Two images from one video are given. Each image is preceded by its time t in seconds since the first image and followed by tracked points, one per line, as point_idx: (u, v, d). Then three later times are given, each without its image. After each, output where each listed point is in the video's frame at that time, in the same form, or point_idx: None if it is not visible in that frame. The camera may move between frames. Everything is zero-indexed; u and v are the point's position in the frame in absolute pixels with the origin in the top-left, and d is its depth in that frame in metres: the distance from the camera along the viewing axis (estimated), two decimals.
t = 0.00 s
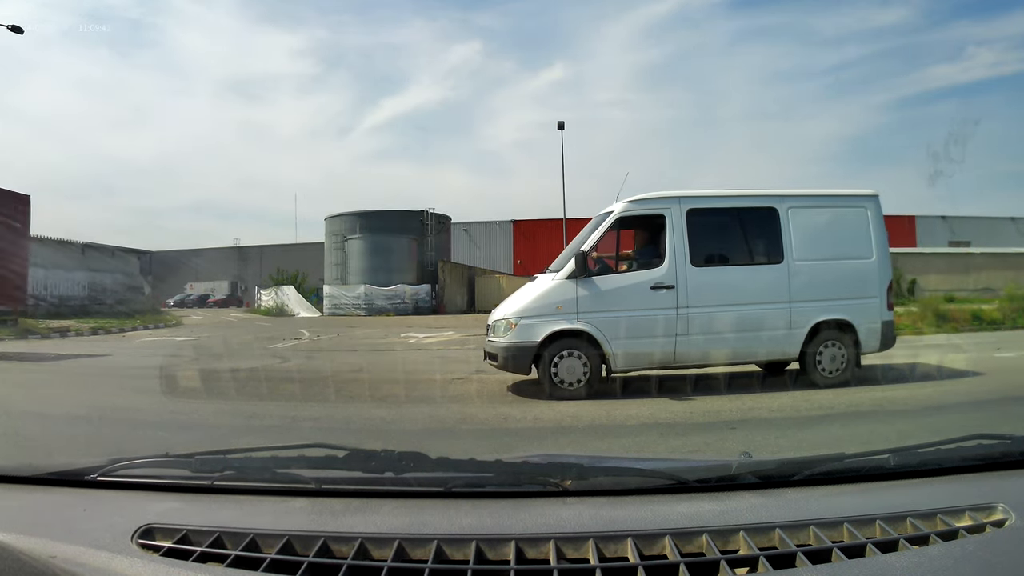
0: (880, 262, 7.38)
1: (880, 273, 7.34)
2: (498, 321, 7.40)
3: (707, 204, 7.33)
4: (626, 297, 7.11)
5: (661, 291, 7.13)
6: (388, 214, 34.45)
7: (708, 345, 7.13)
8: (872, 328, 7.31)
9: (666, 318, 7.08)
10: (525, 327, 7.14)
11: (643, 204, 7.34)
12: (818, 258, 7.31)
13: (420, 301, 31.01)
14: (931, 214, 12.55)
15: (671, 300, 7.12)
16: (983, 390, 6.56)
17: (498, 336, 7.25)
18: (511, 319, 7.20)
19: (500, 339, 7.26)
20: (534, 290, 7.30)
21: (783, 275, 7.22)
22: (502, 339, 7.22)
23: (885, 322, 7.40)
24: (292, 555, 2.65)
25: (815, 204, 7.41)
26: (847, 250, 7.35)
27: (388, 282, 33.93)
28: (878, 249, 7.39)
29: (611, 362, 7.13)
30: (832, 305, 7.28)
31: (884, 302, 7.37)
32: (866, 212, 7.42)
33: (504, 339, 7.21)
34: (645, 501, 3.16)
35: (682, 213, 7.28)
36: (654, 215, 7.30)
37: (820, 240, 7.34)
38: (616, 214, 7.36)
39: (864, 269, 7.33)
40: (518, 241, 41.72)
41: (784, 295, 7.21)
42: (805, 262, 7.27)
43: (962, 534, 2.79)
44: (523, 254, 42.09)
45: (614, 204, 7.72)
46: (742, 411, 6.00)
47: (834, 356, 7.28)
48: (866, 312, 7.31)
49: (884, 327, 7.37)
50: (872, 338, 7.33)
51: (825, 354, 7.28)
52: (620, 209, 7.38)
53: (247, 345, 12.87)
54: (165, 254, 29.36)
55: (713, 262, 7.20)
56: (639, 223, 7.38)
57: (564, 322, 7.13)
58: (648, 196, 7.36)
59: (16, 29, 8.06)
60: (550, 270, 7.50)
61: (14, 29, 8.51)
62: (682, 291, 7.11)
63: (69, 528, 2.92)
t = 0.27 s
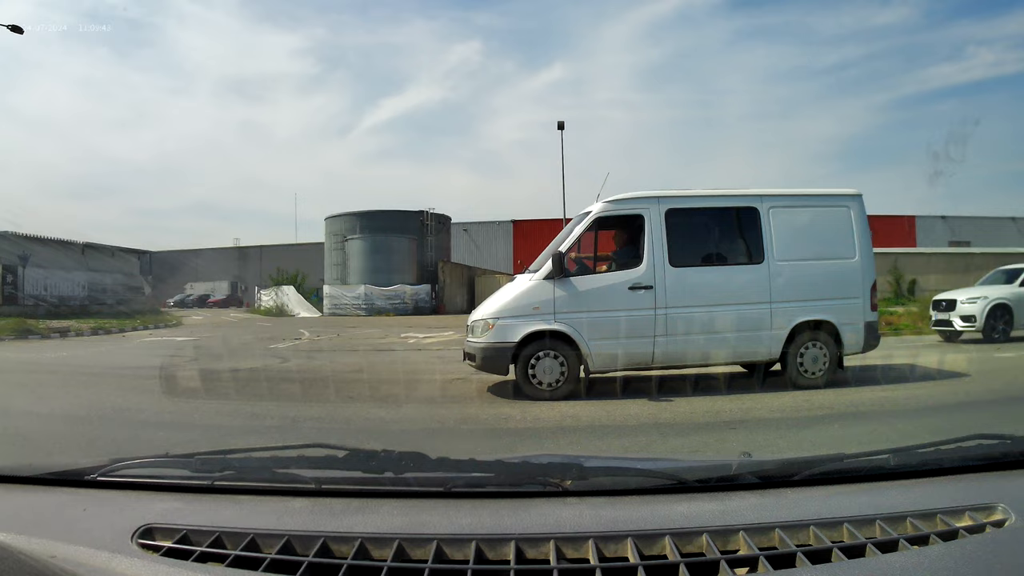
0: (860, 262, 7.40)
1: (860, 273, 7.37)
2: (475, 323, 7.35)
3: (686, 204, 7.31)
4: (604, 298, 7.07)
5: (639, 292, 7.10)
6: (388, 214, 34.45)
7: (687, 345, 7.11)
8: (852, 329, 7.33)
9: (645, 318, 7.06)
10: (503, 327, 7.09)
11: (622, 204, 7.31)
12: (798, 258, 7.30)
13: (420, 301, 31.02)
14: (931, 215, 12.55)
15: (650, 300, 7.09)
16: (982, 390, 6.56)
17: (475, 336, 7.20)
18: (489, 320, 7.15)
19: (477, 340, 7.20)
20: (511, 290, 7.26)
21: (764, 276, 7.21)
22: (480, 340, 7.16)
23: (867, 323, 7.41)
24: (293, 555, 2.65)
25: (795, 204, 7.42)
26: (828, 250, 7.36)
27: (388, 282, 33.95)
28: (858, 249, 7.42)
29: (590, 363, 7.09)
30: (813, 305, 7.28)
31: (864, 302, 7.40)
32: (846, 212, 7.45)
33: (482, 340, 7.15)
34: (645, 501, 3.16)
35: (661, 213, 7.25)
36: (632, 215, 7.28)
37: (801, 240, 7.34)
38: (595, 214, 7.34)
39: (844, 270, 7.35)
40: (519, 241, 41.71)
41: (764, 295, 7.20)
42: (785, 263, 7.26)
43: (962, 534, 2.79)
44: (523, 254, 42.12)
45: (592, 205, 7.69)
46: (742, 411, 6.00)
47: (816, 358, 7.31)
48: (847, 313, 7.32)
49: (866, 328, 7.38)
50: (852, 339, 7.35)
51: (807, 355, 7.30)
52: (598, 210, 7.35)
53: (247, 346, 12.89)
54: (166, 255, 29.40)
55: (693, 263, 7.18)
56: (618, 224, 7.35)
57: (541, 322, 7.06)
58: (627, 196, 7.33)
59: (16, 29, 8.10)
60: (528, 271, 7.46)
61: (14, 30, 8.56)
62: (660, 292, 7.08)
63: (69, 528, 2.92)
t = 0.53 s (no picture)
0: (842, 262, 7.36)
1: (842, 274, 7.32)
2: (453, 322, 7.38)
3: (664, 204, 7.30)
4: (580, 298, 7.08)
5: (616, 292, 7.10)
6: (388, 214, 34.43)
7: (665, 346, 7.09)
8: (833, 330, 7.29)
9: (621, 318, 7.06)
10: (480, 327, 7.12)
11: (599, 204, 7.32)
12: (778, 258, 7.27)
13: (420, 301, 31.01)
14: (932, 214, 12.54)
15: (626, 300, 7.09)
16: (982, 390, 6.56)
17: (453, 336, 7.24)
18: (466, 320, 7.18)
19: (455, 339, 7.24)
20: (489, 290, 7.28)
21: (742, 276, 7.18)
22: (457, 340, 7.20)
23: (850, 324, 7.35)
24: (293, 555, 2.65)
25: (775, 204, 7.40)
26: (808, 250, 7.32)
27: (388, 282, 33.95)
28: (840, 249, 7.37)
29: (566, 363, 7.12)
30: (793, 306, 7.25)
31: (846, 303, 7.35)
32: (827, 212, 7.41)
33: (459, 340, 7.18)
34: (645, 501, 3.16)
35: (638, 213, 7.25)
36: (610, 215, 7.28)
37: (780, 240, 7.31)
38: (571, 214, 7.35)
39: (826, 270, 7.31)
40: (519, 241, 41.68)
41: (744, 296, 7.17)
42: (765, 262, 7.23)
43: (962, 534, 2.79)
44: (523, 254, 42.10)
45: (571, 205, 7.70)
46: (743, 411, 6.00)
47: (797, 359, 7.29)
48: (827, 313, 7.28)
49: (848, 329, 7.32)
50: (833, 340, 7.32)
51: (786, 355, 7.29)
52: (575, 210, 7.36)
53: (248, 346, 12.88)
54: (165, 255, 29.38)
55: (670, 263, 7.17)
56: (595, 224, 7.35)
57: (518, 322, 7.10)
58: (604, 196, 7.34)
59: (16, 29, 8.13)
60: (505, 271, 7.48)
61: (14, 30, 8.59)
62: (637, 292, 7.08)
63: (69, 528, 2.92)
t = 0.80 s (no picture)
0: (825, 262, 7.31)
1: (825, 273, 7.29)
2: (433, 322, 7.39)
3: (643, 204, 7.29)
4: (559, 298, 7.05)
5: (595, 292, 7.07)
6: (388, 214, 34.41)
7: (645, 346, 7.07)
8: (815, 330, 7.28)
9: (600, 318, 7.03)
10: (457, 328, 7.11)
11: (578, 204, 7.30)
12: (759, 258, 7.24)
13: (420, 301, 31.01)
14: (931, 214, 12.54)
15: (605, 300, 7.06)
16: (982, 390, 6.57)
17: (431, 336, 7.25)
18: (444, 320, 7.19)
19: (433, 340, 7.25)
20: (468, 290, 7.29)
21: (723, 276, 7.15)
22: (435, 340, 7.21)
23: (832, 324, 7.33)
24: (293, 555, 2.65)
25: (756, 203, 7.37)
26: (790, 250, 7.29)
27: (388, 282, 33.96)
28: (822, 248, 7.34)
29: (544, 364, 7.09)
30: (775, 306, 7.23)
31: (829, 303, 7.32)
32: (809, 211, 7.38)
33: (437, 340, 7.20)
34: (645, 501, 3.16)
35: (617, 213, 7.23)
36: (590, 215, 7.26)
37: (762, 240, 7.28)
38: (550, 214, 7.33)
39: (808, 270, 7.28)
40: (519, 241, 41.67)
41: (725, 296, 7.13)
42: (745, 262, 7.20)
43: (962, 534, 2.79)
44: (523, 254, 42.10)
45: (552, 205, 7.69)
46: (743, 411, 6.01)
47: (777, 359, 7.28)
48: (809, 314, 7.25)
49: (830, 330, 7.31)
50: (814, 340, 7.30)
51: (767, 356, 7.28)
52: (554, 210, 7.34)
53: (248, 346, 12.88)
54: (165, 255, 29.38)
55: (649, 263, 7.14)
56: (574, 224, 7.32)
57: (496, 323, 7.08)
58: (584, 196, 7.32)
59: (17, 29, 8.13)
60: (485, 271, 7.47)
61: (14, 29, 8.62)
62: (616, 292, 7.04)
63: (69, 528, 2.92)
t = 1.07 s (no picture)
0: (802, 262, 7.29)
1: (802, 274, 7.27)
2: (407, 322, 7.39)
3: (617, 204, 7.27)
4: (532, 298, 7.05)
5: (568, 292, 7.06)
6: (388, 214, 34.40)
7: (620, 347, 7.06)
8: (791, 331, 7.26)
9: (573, 319, 7.02)
10: (430, 328, 7.12)
11: (552, 204, 7.28)
12: (735, 259, 7.22)
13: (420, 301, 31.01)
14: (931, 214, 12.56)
15: (579, 301, 7.05)
16: (981, 390, 6.57)
17: (405, 336, 7.25)
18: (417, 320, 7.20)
19: (407, 340, 7.25)
20: (441, 290, 7.29)
21: (698, 276, 7.14)
22: (409, 340, 7.21)
23: (810, 325, 7.31)
24: (293, 555, 2.65)
25: (733, 204, 7.35)
26: (767, 250, 7.28)
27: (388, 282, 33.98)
28: (799, 249, 7.32)
29: (517, 364, 7.08)
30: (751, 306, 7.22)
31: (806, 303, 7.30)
32: (788, 211, 7.36)
33: (411, 340, 7.20)
34: (646, 501, 3.16)
35: (592, 213, 7.22)
36: (564, 215, 7.24)
37: (738, 241, 7.27)
38: (523, 214, 7.31)
39: (784, 270, 7.27)
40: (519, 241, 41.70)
41: (701, 297, 7.13)
42: (721, 263, 7.19)
43: (962, 534, 2.79)
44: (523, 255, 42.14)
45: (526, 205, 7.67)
46: (743, 411, 6.00)
47: (754, 361, 7.25)
48: (785, 314, 7.24)
49: (808, 330, 7.28)
50: (792, 340, 7.26)
51: (744, 356, 7.24)
52: (527, 210, 7.32)
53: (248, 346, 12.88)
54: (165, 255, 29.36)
55: (623, 263, 7.13)
56: (547, 224, 7.31)
57: (469, 323, 7.08)
58: (558, 196, 7.30)
59: (17, 29, 8.14)
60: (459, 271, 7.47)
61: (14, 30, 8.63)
62: (590, 292, 7.04)
63: (69, 528, 2.92)
